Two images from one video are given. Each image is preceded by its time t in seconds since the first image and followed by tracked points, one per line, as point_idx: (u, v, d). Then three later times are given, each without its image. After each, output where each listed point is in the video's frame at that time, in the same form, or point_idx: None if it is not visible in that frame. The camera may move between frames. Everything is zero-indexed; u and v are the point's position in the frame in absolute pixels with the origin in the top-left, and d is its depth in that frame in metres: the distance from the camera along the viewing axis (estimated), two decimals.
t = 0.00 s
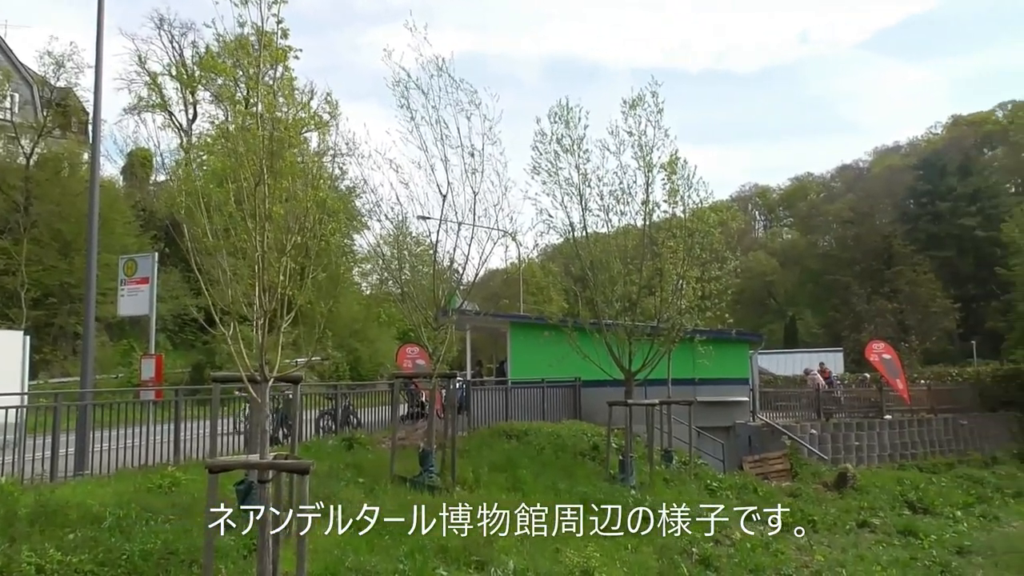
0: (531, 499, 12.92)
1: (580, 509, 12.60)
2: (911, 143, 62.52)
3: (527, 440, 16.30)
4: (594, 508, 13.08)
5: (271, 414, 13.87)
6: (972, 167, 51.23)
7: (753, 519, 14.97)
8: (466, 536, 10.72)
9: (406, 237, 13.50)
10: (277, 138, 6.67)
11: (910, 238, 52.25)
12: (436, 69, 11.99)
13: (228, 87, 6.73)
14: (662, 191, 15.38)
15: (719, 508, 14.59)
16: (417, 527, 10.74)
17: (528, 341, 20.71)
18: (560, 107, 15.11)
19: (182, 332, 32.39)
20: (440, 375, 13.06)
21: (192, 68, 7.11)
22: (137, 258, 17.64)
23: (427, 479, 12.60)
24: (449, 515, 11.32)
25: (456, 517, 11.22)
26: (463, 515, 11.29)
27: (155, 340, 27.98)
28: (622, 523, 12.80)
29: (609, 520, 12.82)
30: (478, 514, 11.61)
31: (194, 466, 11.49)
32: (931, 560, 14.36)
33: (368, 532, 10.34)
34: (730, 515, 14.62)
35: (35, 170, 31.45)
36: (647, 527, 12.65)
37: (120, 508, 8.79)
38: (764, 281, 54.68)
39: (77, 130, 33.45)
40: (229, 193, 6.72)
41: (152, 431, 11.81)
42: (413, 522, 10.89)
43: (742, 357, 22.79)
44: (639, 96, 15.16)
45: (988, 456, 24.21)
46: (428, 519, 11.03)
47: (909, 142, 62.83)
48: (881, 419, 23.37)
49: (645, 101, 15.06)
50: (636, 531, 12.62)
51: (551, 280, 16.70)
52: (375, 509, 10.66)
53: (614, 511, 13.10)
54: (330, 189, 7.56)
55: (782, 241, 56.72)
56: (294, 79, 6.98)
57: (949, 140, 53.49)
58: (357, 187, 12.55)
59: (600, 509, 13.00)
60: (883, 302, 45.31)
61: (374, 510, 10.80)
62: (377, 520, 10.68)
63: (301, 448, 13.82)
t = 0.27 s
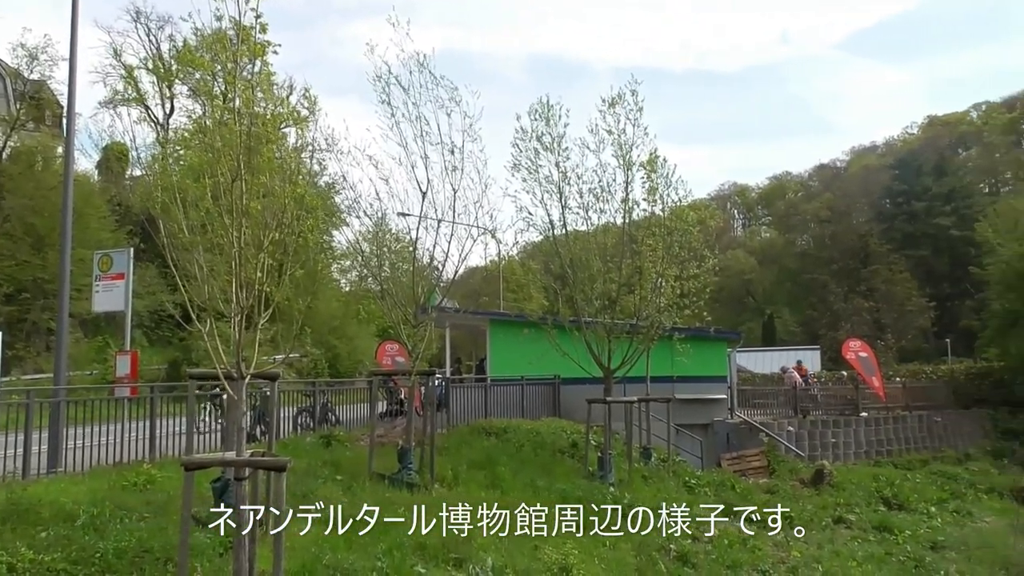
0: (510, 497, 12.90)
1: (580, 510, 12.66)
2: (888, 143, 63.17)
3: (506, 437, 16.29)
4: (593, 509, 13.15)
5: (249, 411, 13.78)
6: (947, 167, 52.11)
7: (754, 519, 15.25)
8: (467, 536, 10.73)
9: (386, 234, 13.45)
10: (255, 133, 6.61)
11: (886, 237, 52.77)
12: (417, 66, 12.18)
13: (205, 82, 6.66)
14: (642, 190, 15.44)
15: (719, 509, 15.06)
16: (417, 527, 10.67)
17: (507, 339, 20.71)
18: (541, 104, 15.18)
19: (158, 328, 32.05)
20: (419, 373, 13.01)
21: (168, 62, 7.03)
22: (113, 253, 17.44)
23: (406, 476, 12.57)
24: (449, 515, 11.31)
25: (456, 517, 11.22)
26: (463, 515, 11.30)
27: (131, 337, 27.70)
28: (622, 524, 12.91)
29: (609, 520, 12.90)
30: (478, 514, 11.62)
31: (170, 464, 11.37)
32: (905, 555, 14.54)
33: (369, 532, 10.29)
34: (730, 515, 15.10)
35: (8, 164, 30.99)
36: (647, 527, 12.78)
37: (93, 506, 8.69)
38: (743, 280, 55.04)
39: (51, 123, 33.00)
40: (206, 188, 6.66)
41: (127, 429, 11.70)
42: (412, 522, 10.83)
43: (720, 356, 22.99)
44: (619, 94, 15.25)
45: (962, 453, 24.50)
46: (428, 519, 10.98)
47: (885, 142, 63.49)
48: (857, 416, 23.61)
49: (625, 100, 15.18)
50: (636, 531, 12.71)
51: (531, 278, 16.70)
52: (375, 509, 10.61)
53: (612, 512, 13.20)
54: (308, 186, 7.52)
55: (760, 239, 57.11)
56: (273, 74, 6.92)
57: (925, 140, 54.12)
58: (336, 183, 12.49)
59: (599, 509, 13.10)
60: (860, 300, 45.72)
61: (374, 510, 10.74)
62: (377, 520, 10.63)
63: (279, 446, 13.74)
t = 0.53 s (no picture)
0: (490, 496, 12.89)
1: (581, 510, 12.83)
2: (866, 144, 63.77)
3: (487, 435, 16.28)
4: (594, 508, 13.33)
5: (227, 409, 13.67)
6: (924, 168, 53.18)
7: (754, 519, 15.55)
8: (467, 536, 10.86)
9: (366, 232, 13.37)
10: (233, 130, 6.56)
11: (864, 237, 53.25)
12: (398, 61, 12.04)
13: (183, 77, 6.59)
14: (623, 189, 15.46)
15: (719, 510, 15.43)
16: (417, 526, 10.74)
17: (488, 337, 20.68)
18: (523, 103, 15.14)
19: (135, 326, 31.75)
20: (399, 371, 12.96)
21: (146, 57, 6.97)
22: (88, 250, 17.23)
23: (385, 475, 12.52)
24: (449, 515, 11.46)
25: (456, 517, 11.36)
26: (462, 516, 11.44)
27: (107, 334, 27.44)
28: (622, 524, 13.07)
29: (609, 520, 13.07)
30: (479, 514, 11.77)
31: (146, 463, 11.25)
32: (881, 552, 14.70)
33: (369, 532, 10.38)
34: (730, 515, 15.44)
35: None
36: (646, 526, 12.95)
37: (67, 506, 8.58)
38: (722, 278, 55.31)
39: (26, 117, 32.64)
40: (184, 184, 6.60)
41: (102, 428, 11.56)
42: (413, 521, 10.93)
43: (700, 354, 23.10)
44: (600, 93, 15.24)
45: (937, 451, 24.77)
46: (427, 519, 11.09)
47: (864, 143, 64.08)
48: (834, 415, 23.82)
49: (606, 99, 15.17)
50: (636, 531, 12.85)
51: (512, 276, 16.70)
52: (375, 509, 10.69)
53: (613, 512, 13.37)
54: (287, 183, 7.46)
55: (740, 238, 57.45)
56: (252, 70, 6.87)
57: (903, 141, 54.71)
58: (316, 180, 12.42)
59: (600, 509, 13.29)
60: (838, 299, 46.03)
61: (374, 510, 10.82)
62: (377, 520, 10.70)
63: (257, 444, 13.66)
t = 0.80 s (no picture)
0: (469, 495, 12.88)
1: (580, 510, 13.03)
2: (844, 145, 64.35)
3: (466, 434, 16.27)
4: (594, 509, 13.53)
5: (204, 408, 13.56)
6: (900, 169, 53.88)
7: (754, 519, 15.88)
8: (464, 536, 11.00)
9: (344, 230, 13.32)
10: (209, 126, 6.51)
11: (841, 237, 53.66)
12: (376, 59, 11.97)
13: (159, 73, 6.52)
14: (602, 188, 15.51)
15: (719, 508, 15.71)
16: (419, 525, 10.93)
17: (467, 337, 20.68)
18: (503, 102, 15.12)
19: (110, 325, 31.46)
20: (377, 370, 12.91)
21: (120, 53, 6.90)
22: (62, 248, 17.03)
23: (363, 475, 12.49)
24: (449, 515, 11.64)
25: (456, 517, 11.51)
26: (462, 515, 11.62)
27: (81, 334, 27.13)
28: (621, 523, 13.32)
29: (609, 519, 13.29)
30: (478, 514, 11.95)
31: (120, 464, 11.14)
32: (856, 549, 14.85)
33: (369, 531, 10.46)
34: (730, 514, 15.72)
35: None
36: (646, 527, 13.20)
37: (40, 507, 8.49)
38: (701, 278, 55.56)
39: None
40: (158, 182, 6.54)
41: (77, 427, 11.45)
42: (413, 521, 11.08)
43: (679, 354, 23.22)
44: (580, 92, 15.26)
45: (912, 449, 25.03)
46: (428, 519, 11.26)
47: (841, 144, 64.66)
48: (811, 413, 24.02)
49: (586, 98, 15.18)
50: (636, 530, 13.10)
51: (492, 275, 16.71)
52: (376, 509, 10.82)
53: (613, 512, 13.59)
54: (264, 181, 7.41)
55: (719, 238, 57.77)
56: (229, 67, 6.83)
57: (879, 143, 55.28)
58: (295, 179, 12.36)
59: (599, 509, 13.49)
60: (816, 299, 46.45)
61: (375, 510, 10.92)
62: (377, 520, 10.83)
63: (234, 444, 13.57)
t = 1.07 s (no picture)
0: (449, 493, 12.86)
1: (581, 510, 13.13)
2: (823, 146, 64.93)
3: (446, 433, 16.23)
4: (595, 508, 13.66)
5: (181, 408, 13.45)
6: (877, 171, 54.67)
7: (753, 519, 16.07)
8: (467, 536, 11.17)
9: (325, 228, 13.25)
10: (187, 123, 6.46)
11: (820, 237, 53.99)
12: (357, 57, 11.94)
13: (135, 69, 6.45)
14: (583, 186, 15.55)
15: (718, 509, 15.95)
16: (418, 526, 11.05)
17: (448, 335, 20.64)
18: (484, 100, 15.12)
19: (86, 324, 31.13)
20: (357, 368, 12.84)
21: (96, 48, 6.81)
22: (36, 246, 16.83)
23: (344, 473, 12.44)
24: (450, 515, 11.75)
25: (456, 517, 11.65)
26: (463, 515, 11.74)
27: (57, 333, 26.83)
28: (622, 523, 13.46)
29: (610, 519, 13.42)
30: (479, 514, 12.06)
31: (96, 463, 11.03)
32: (834, 546, 14.97)
33: (369, 531, 10.47)
34: (729, 514, 15.99)
35: None
36: (646, 527, 13.40)
37: (13, 508, 8.38)
38: (682, 277, 55.78)
39: None
40: (135, 179, 6.47)
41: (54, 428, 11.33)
42: (413, 521, 11.19)
43: (659, 352, 23.31)
44: (562, 90, 15.29)
45: (889, 446, 25.26)
46: (428, 519, 11.35)
47: (820, 145, 65.21)
48: (790, 411, 24.17)
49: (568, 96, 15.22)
50: (636, 531, 13.31)
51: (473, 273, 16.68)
52: (375, 509, 10.87)
53: (613, 512, 13.74)
54: (242, 178, 7.36)
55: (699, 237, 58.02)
56: (207, 63, 6.78)
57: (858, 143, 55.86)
58: (275, 176, 12.29)
59: (600, 509, 13.59)
60: (794, 298, 46.73)
61: (375, 511, 10.96)
62: (378, 520, 10.87)
63: (212, 443, 13.46)
